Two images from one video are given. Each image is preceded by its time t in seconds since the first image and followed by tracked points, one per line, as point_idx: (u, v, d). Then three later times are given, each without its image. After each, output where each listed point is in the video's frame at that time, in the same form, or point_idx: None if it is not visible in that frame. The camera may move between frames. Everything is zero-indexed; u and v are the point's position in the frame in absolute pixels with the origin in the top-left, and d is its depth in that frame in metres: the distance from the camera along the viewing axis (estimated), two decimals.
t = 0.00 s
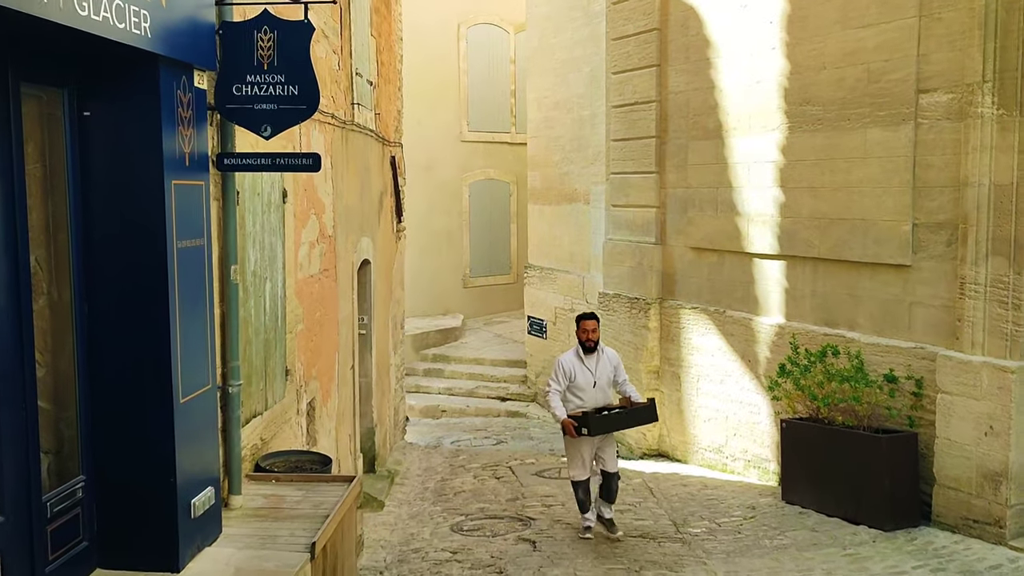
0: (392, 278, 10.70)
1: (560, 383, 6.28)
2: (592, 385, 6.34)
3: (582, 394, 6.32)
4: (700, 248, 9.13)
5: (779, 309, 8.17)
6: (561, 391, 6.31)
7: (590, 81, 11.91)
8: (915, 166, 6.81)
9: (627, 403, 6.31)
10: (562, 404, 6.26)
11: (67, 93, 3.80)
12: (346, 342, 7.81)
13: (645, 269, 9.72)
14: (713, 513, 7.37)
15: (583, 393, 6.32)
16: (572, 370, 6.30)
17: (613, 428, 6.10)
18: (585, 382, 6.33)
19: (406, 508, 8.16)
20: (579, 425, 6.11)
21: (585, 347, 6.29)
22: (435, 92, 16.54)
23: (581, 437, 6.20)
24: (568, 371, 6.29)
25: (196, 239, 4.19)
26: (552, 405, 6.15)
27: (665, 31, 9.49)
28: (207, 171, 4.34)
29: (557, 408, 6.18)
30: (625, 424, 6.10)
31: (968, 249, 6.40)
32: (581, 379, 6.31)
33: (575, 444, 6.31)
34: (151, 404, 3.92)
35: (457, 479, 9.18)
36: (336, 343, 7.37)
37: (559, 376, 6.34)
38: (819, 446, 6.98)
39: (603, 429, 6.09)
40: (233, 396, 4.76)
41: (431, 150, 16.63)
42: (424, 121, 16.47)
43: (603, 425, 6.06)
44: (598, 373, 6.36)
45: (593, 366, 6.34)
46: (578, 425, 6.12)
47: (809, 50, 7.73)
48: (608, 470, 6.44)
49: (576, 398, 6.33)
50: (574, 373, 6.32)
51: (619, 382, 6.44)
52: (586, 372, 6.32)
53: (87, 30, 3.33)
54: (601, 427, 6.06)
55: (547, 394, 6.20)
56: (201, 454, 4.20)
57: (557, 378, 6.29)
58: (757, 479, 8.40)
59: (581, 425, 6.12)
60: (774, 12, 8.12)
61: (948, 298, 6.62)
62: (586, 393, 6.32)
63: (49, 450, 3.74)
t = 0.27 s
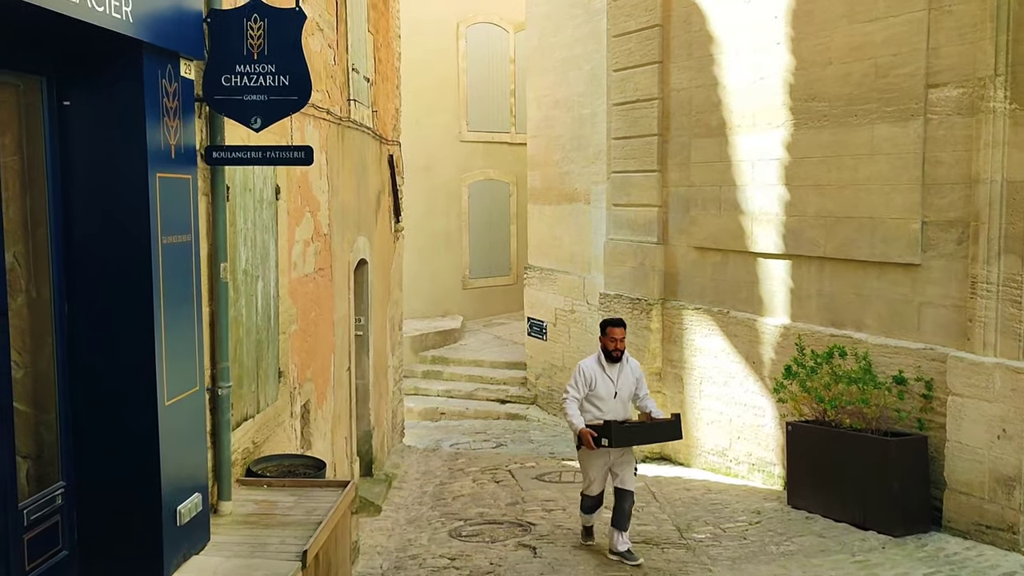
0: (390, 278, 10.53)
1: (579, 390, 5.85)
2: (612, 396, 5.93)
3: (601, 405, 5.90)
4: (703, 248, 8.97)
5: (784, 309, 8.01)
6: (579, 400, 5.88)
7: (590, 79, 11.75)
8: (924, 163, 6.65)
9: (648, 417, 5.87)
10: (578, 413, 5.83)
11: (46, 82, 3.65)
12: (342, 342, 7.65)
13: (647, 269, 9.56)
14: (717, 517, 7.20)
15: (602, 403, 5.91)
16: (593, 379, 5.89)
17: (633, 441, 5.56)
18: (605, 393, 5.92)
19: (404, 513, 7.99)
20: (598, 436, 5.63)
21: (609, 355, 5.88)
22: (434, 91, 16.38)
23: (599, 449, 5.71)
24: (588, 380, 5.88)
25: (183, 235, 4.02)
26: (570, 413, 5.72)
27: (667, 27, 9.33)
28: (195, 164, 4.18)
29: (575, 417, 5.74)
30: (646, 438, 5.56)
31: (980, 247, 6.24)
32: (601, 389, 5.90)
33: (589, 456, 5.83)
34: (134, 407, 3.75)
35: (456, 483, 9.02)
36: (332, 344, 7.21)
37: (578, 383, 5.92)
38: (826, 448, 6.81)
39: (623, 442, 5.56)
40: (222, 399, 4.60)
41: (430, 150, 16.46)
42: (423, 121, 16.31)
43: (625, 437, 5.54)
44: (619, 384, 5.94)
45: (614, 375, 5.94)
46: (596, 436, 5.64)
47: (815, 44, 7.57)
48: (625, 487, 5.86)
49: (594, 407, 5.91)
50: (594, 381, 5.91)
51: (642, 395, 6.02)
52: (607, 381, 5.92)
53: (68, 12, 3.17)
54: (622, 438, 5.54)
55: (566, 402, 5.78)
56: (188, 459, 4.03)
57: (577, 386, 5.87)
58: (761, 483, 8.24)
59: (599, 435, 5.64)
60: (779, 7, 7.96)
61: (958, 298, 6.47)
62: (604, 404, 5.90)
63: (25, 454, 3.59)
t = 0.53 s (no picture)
0: (388, 280, 10.37)
1: (598, 398, 5.42)
2: (636, 403, 5.49)
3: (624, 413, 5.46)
4: (707, 248, 8.81)
5: (790, 311, 7.85)
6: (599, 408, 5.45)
7: (592, 77, 11.59)
8: (936, 161, 6.49)
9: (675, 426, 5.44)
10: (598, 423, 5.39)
11: (24, 72, 3.47)
12: (339, 345, 7.48)
13: (650, 270, 9.39)
14: (723, 524, 7.03)
15: (625, 411, 5.48)
16: (613, 385, 5.45)
17: (657, 454, 5.13)
18: (628, 400, 5.48)
19: (402, 519, 7.82)
20: (619, 448, 5.19)
21: (631, 359, 5.44)
22: (433, 91, 16.22)
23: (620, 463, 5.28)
24: (609, 386, 5.44)
25: (170, 233, 3.85)
26: (590, 423, 5.29)
27: (670, 24, 9.16)
28: (183, 160, 4.01)
29: (594, 427, 5.30)
30: (669, 450, 5.14)
31: (994, 247, 6.08)
32: (623, 396, 5.46)
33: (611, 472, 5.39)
34: (118, 414, 3.58)
35: (455, 488, 8.86)
36: (328, 346, 7.04)
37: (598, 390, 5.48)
38: (835, 454, 6.64)
39: (645, 456, 5.12)
40: (212, 404, 4.43)
41: (429, 150, 16.29)
42: (422, 121, 16.14)
43: (647, 451, 5.11)
44: (644, 389, 5.50)
45: (638, 381, 5.49)
46: (616, 449, 5.20)
47: (822, 40, 7.41)
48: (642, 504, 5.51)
49: (616, 416, 5.48)
50: (615, 388, 5.47)
51: (668, 400, 5.60)
52: (629, 387, 5.47)
53: None
54: (644, 451, 5.11)
55: (584, 409, 5.34)
56: (174, 467, 3.86)
57: (596, 393, 5.44)
58: (767, 488, 8.07)
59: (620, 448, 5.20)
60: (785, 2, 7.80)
61: (971, 299, 6.31)
62: (627, 412, 5.47)
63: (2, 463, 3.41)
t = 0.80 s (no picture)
0: (385, 282, 10.20)
1: (617, 421, 5.01)
2: (657, 419, 5.08)
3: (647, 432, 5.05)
4: (709, 250, 8.64)
5: (795, 314, 7.68)
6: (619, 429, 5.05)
7: (592, 77, 11.42)
8: (945, 160, 6.32)
9: (705, 440, 5.10)
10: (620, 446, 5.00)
11: None
12: (334, 349, 7.31)
13: (651, 273, 9.22)
14: (727, 533, 6.86)
15: (647, 429, 5.07)
16: (631, 404, 5.02)
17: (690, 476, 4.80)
18: (649, 419, 5.06)
19: (398, 527, 7.65)
20: (644, 473, 4.83)
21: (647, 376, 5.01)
22: (431, 91, 16.05)
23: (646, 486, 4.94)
24: (626, 406, 5.02)
25: (153, 235, 3.68)
26: (610, 448, 4.88)
27: (672, 21, 8.99)
28: (166, 158, 3.84)
29: (615, 451, 4.90)
30: (696, 469, 4.79)
31: (1006, 249, 5.91)
32: (644, 414, 5.05)
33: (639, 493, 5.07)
34: (95, 424, 3.40)
35: (452, 495, 8.69)
36: (323, 351, 6.87)
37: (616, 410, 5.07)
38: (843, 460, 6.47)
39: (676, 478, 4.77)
40: (198, 413, 4.26)
41: (428, 151, 16.11)
42: (420, 121, 15.97)
43: (676, 473, 4.75)
44: (665, 406, 5.08)
45: (656, 397, 5.06)
46: (642, 472, 4.84)
47: (827, 37, 7.24)
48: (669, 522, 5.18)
49: (637, 435, 5.08)
50: (634, 407, 5.05)
51: (693, 410, 5.21)
52: (648, 405, 5.05)
53: None
54: (673, 475, 4.75)
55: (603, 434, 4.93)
56: (155, 480, 3.69)
57: (613, 414, 5.02)
58: (771, 495, 7.90)
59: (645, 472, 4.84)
60: None
61: (982, 302, 6.14)
62: (649, 431, 5.06)
63: None
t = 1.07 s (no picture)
0: (382, 282, 10.05)
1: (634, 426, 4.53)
2: (677, 429, 4.60)
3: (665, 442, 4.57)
4: (711, 249, 8.48)
5: (799, 314, 7.53)
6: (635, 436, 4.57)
7: (592, 74, 11.28)
8: (954, 156, 6.17)
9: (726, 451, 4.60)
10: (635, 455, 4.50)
11: None
12: (328, 350, 7.16)
13: (652, 272, 9.06)
14: (730, 538, 6.70)
15: (665, 440, 4.59)
16: (651, 411, 4.55)
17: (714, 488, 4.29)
18: (668, 427, 4.58)
19: (394, 531, 7.49)
20: (663, 484, 4.32)
21: (673, 381, 4.54)
22: (429, 90, 15.89)
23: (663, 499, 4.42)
24: (645, 412, 4.54)
25: (134, 230, 3.53)
26: (625, 456, 4.38)
27: (673, 16, 8.84)
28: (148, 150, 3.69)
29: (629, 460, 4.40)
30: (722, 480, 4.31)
31: (1017, 246, 5.76)
32: (663, 422, 4.57)
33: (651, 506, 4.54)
34: (70, 425, 3.24)
35: (450, 498, 8.53)
36: (316, 351, 6.72)
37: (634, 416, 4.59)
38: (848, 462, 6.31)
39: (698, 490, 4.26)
40: (183, 416, 4.11)
41: (426, 151, 15.95)
42: (418, 120, 15.82)
43: (701, 484, 4.26)
44: (688, 412, 4.61)
45: (679, 404, 4.59)
46: (660, 483, 4.33)
47: (832, 30, 7.09)
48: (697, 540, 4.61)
49: (654, 445, 4.59)
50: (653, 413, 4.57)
51: (716, 421, 4.72)
52: (669, 412, 4.58)
53: None
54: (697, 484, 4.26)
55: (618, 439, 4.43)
56: (136, 485, 3.53)
57: (630, 418, 4.54)
58: (775, 499, 7.74)
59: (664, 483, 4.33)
60: None
61: (993, 301, 5.99)
62: (667, 441, 4.58)
63: None
